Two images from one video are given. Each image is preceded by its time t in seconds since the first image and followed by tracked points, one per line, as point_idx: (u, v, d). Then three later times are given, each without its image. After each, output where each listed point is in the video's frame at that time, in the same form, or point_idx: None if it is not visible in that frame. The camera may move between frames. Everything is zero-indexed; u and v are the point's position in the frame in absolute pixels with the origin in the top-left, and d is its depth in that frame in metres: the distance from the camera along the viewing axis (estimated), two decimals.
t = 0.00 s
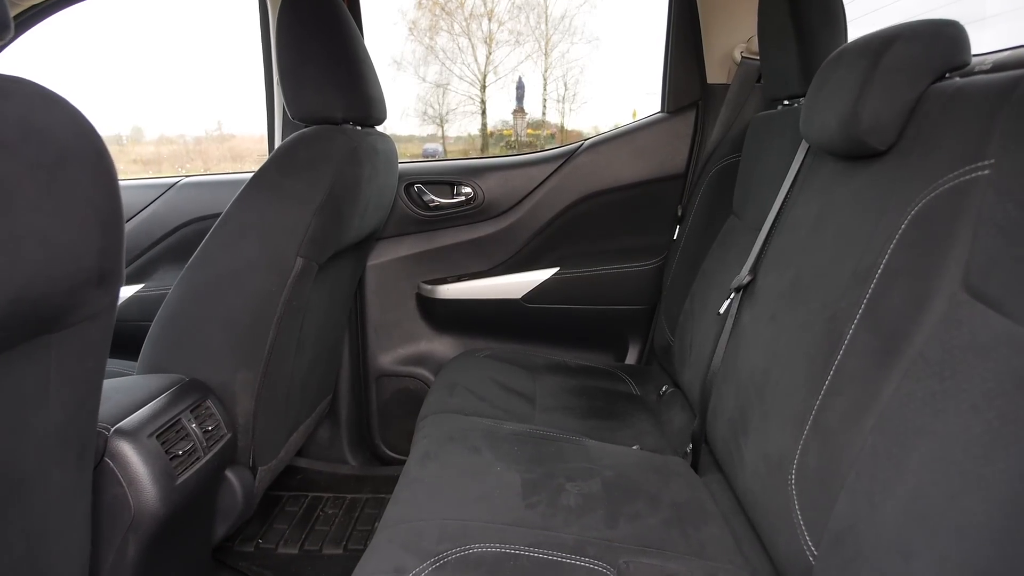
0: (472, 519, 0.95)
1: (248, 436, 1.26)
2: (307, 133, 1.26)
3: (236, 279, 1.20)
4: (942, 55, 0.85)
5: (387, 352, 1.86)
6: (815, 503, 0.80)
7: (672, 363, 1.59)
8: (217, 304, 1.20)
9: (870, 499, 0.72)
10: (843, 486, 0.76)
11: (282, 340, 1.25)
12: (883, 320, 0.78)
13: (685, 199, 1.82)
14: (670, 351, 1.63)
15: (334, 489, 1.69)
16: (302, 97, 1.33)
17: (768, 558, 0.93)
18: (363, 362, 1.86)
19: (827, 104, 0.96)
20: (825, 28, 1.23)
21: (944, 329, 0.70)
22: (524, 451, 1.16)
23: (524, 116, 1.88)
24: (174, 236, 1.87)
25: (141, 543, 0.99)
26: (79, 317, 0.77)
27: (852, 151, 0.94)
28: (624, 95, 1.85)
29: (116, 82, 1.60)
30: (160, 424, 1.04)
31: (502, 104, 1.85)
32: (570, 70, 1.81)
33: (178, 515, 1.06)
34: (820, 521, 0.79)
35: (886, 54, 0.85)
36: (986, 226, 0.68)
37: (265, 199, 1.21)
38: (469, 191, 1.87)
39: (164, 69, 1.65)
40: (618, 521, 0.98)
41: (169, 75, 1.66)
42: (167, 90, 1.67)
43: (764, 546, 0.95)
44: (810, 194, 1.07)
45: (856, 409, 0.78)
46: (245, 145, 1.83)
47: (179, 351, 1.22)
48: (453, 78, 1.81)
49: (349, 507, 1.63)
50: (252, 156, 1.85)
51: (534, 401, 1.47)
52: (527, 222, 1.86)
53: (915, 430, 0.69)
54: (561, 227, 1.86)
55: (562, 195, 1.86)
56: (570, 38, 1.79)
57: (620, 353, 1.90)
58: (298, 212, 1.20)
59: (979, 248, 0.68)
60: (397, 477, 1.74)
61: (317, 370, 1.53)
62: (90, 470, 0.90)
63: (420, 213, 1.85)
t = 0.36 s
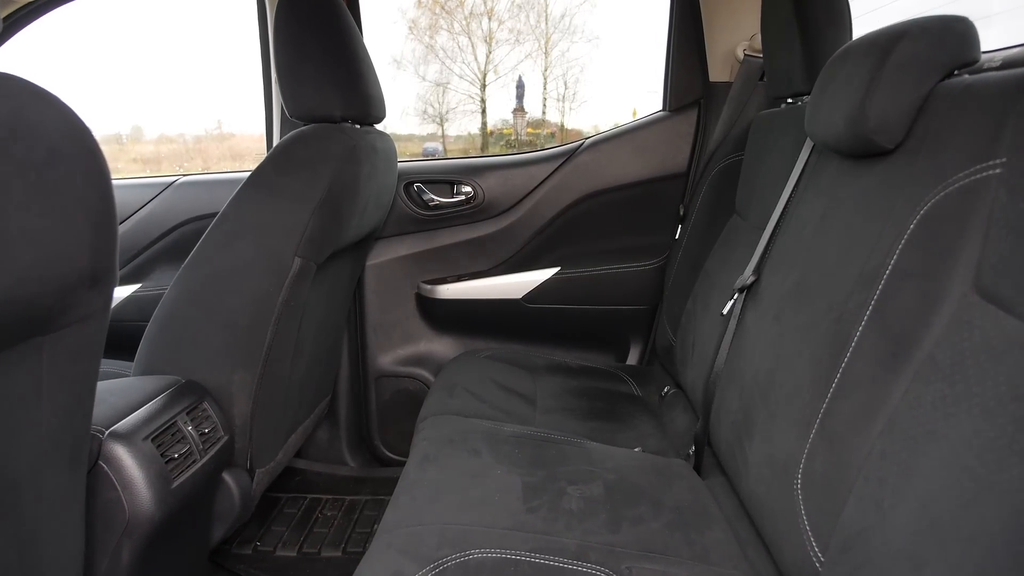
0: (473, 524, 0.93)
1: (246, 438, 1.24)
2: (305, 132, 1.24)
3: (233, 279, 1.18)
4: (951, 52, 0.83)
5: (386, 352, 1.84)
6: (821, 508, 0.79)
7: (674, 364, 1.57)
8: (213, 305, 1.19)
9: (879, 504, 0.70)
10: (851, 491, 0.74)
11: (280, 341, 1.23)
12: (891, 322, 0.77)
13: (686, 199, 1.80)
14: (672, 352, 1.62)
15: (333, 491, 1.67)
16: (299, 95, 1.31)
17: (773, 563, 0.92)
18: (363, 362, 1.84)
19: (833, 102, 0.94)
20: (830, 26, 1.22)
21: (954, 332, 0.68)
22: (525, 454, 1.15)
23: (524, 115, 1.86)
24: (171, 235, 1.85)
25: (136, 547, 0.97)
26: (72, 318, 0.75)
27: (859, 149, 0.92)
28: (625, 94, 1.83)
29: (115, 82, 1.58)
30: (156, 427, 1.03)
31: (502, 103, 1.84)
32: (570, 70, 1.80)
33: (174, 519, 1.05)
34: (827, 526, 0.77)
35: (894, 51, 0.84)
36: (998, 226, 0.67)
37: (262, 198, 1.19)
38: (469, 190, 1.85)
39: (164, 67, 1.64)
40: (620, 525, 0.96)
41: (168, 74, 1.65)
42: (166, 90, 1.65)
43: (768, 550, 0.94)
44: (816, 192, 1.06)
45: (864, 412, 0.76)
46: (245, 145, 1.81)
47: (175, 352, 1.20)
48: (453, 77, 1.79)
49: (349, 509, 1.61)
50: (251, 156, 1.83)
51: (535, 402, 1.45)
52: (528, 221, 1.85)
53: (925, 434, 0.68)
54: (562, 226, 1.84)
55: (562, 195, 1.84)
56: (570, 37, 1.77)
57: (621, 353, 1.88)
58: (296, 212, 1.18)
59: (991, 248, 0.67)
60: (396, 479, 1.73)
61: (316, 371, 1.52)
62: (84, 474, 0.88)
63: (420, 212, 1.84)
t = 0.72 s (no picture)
0: (473, 526, 0.93)
1: (245, 439, 1.23)
2: (304, 131, 1.23)
3: (231, 279, 1.17)
4: (956, 50, 0.82)
5: (386, 353, 1.83)
6: (825, 511, 0.78)
7: (675, 365, 1.56)
8: (211, 305, 1.18)
9: (885, 507, 0.70)
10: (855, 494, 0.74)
11: (278, 341, 1.22)
12: (896, 323, 0.76)
13: (687, 198, 1.79)
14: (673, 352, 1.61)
15: (332, 492, 1.67)
16: (298, 94, 1.30)
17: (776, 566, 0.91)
18: (362, 362, 1.83)
19: (837, 100, 0.93)
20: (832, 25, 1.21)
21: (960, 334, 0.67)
22: (525, 455, 1.14)
23: (524, 115, 1.85)
24: (169, 235, 1.84)
25: (133, 550, 0.97)
26: (67, 319, 0.74)
27: (863, 148, 0.91)
28: (626, 93, 1.82)
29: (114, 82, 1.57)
30: (153, 429, 1.02)
31: (502, 102, 1.83)
32: (570, 69, 1.79)
33: (171, 521, 1.04)
34: (832, 529, 0.76)
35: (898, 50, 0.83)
36: (1004, 227, 0.66)
37: (260, 198, 1.18)
38: (469, 189, 1.84)
39: (164, 67, 1.63)
40: (622, 527, 0.96)
41: (167, 73, 1.64)
42: (166, 89, 1.65)
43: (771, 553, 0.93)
44: (819, 191, 1.05)
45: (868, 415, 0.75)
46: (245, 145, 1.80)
47: (173, 353, 1.19)
48: (453, 76, 1.78)
49: (348, 510, 1.61)
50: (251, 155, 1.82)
51: (535, 403, 1.44)
52: (528, 221, 1.84)
53: (931, 437, 0.67)
54: (563, 225, 1.83)
55: (563, 194, 1.83)
56: (570, 36, 1.76)
57: (622, 353, 1.87)
58: (294, 211, 1.17)
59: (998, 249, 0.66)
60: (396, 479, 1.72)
61: (315, 371, 1.51)
62: (80, 476, 0.87)
63: (419, 211, 1.83)
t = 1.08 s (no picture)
0: (473, 526, 0.92)
1: (245, 439, 1.23)
2: (303, 130, 1.23)
3: (231, 279, 1.17)
4: (957, 50, 0.82)
5: (385, 352, 1.83)
6: (826, 511, 0.78)
7: (675, 365, 1.56)
8: (211, 305, 1.18)
9: (886, 508, 0.70)
10: (856, 494, 0.74)
11: (278, 341, 1.22)
12: (898, 323, 0.76)
13: (688, 198, 1.79)
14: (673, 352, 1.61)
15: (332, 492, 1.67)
16: (298, 93, 1.30)
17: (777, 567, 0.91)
18: (362, 362, 1.83)
19: (839, 100, 0.93)
20: (832, 24, 1.21)
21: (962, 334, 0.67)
22: (525, 456, 1.14)
23: (524, 114, 1.85)
24: (169, 235, 1.84)
25: (133, 550, 0.96)
26: (65, 320, 0.74)
27: (863, 148, 0.91)
28: (626, 92, 1.82)
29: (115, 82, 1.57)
30: (153, 429, 1.02)
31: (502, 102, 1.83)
32: (570, 69, 1.78)
33: (171, 521, 1.04)
34: (833, 530, 0.76)
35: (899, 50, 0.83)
36: (1006, 226, 0.65)
37: (260, 197, 1.18)
38: (469, 189, 1.84)
39: (164, 67, 1.63)
40: (623, 527, 0.95)
41: (168, 73, 1.63)
42: (167, 89, 1.65)
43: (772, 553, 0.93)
44: (820, 191, 1.05)
45: (869, 415, 0.75)
46: (245, 145, 1.80)
47: (172, 352, 1.19)
48: (453, 76, 1.78)
49: (348, 510, 1.60)
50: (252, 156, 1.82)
51: (535, 403, 1.44)
52: (528, 221, 1.84)
53: (933, 437, 0.67)
54: (563, 225, 1.83)
55: (563, 194, 1.83)
56: (569, 36, 1.76)
57: (622, 353, 1.87)
58: (294, 211, 1.17)
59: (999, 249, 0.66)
60: (396, 479, 1.72)
61: (315, 371, 1.51)
62: (80, 476, 0.87)
63: (419, 211, 1.83)
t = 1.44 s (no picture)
0: (473, 526, 0.92)
1: (245, 439, 1.23)
2: (304, 130, 1.23)
3: (231, 280, 1.17)
4: (957, 50, 0.82)
5: (385, 352, 1.83)
6: (826, 511, 0.78)
7: (675, 365, 1.56)
8: (211, 305, 1.17)
9: (886, 508, 0.70)
10: (856, 494, 0.74)
11: (278, 341, 1.22)
12: (898, 323, 0.76)
13: (688, 198, 1.79)
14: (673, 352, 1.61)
15: (332, 491, 1.67)
16: (298, 93, 1.30)
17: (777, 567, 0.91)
18: (362, 362, 1.83)
19: (839, 100, 0.93)
20: (832, 24, 1.21)
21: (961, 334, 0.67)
22: (525, 456, 1.14)
23: (524, 114, 1.85)
24: (169, 235, 1.84)
25: (133, 550, 0.97)
26: (65, 319, 0.74)
27: (863, 148, 0.91)
28: (625, 92, 1.82)
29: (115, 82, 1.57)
30: (154, 429, 1.02)
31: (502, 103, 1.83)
32: (570, 69, 1.78)
33: (171, 521, 1.04)
34: (833, 529, 0.76)
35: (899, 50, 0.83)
36: (1006, 226, 0.65)
37: (261, 197, 1.18)
38: (469, 189, 1.84)
39: (163, 67, 1.63)
40: (623, 528, 0.95)
41: (168, 73, 1.63)
42: (167, 89, 1.65)
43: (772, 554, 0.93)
44: (820, 191, 1.05)
45: (869, 416, 0.75)
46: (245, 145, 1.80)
47: (172, 352, 1.19)
48: (453, 76, 1.78)
49: (347, 510, 1.60)
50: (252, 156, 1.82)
51: (535, 403, 1.44)
52: (528, 221, 1.84)
53: (933, 437, 0.67)
54: (563, 225, 1.83)
55: (564, 193, 1.83)
56: (569, 36, 1.76)
57: (622, 353, 1.87)
58: (295, 211, 1.17)
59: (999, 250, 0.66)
60: (396, 479, 1.72)
61: (315, 371, 1.51)
62: (80, 476, 0.87)
63: (419, 211, 1.83)
